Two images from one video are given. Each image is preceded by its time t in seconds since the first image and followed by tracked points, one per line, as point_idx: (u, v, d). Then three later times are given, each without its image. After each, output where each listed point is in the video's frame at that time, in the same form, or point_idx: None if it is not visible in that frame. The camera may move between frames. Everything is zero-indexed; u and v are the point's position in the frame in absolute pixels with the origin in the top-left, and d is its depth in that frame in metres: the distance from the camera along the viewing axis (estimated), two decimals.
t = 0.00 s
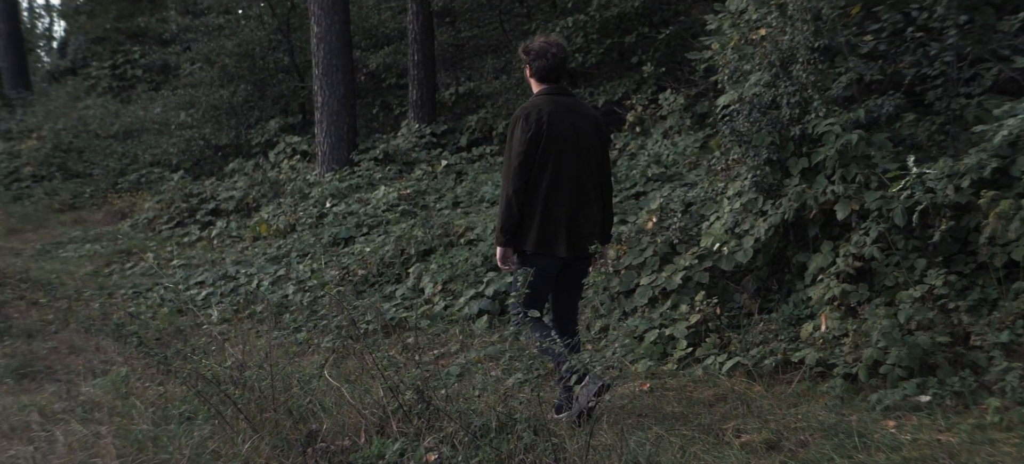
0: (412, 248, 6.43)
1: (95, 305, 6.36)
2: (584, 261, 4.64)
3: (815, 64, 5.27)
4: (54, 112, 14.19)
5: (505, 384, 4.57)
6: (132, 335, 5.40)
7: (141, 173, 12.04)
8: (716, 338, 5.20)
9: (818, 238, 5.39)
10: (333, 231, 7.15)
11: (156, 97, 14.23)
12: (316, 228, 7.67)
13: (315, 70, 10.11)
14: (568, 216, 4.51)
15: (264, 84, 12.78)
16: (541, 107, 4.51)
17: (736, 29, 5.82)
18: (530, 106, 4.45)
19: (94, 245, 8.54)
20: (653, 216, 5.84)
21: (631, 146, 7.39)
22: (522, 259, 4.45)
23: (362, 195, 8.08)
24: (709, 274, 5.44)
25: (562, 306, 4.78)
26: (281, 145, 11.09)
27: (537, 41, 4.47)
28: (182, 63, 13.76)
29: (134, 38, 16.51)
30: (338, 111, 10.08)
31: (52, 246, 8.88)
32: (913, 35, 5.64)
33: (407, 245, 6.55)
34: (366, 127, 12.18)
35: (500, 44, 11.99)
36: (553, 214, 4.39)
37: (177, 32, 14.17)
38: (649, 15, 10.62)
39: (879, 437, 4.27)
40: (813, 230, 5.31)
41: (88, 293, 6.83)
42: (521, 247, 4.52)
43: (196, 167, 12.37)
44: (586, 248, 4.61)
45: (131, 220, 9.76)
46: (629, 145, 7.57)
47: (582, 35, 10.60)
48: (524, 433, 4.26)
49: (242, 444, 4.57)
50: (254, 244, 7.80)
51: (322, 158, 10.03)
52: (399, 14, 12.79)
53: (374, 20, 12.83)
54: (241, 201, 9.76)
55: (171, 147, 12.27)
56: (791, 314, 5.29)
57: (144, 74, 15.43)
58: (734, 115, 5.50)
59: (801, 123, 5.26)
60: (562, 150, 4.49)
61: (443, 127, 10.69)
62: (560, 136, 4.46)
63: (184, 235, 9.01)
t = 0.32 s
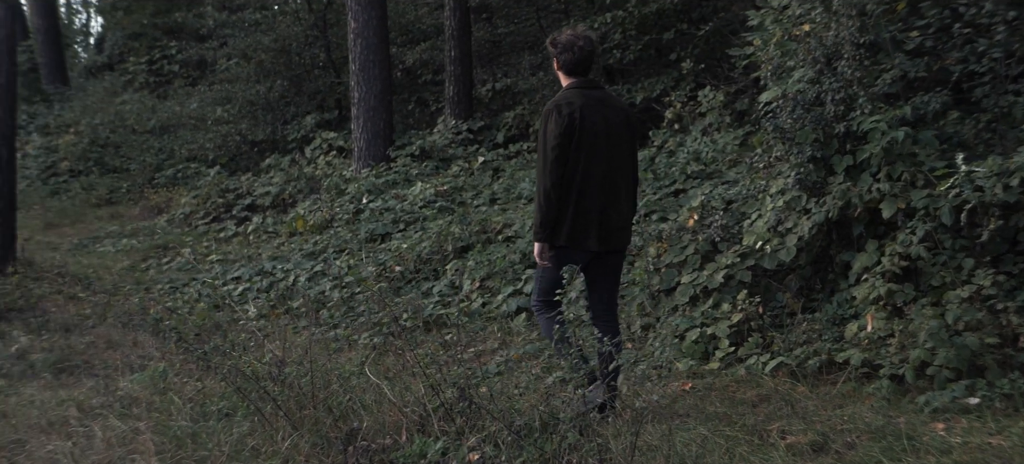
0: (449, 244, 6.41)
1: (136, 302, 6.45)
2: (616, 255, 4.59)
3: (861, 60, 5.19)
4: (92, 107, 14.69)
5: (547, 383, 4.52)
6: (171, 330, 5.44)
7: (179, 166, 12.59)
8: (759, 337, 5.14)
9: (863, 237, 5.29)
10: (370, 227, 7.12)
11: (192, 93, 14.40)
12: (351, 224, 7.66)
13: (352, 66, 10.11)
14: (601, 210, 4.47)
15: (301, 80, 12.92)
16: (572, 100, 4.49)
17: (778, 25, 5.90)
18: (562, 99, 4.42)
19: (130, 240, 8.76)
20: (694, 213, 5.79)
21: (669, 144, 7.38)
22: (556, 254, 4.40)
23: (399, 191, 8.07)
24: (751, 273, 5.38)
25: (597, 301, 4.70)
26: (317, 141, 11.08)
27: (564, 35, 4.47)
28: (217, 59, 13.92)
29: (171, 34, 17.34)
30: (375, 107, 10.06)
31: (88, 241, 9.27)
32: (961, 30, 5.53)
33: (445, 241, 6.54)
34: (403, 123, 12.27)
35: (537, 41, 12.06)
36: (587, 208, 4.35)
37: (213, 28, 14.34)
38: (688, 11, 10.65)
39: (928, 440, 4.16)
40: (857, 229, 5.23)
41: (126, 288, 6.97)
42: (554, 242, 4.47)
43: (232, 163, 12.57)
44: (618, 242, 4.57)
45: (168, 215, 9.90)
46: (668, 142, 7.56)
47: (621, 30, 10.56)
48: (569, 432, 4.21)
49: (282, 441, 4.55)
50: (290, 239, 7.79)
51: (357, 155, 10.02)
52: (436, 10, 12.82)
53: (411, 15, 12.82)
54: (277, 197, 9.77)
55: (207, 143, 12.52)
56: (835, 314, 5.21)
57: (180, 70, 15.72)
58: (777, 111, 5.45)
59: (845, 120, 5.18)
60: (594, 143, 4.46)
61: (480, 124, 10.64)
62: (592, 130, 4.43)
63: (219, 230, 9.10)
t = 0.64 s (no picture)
0: (485, 242, 6.40)
1: (171, 298, 6.47)
2: (646, 254, 4.54)
3: (905, 57, 5.18)
4: (126, 105, 15.35)
5: (589, 384, 4.51)
6: (209, 328, 5.46)
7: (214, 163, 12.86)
8: (801, 338, 5.08)
9: (907, 236, 5.21)
10: (407, 225, 7.09)
11: (226, 90, 14.57)
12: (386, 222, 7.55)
13: (387, 63, 10.10)
14: (631, 209, 4.41)
15: (336, 77, 13.07)
16: (600, 99, 4.41)
17: (821, 21, 5.92)
18: (591, 98, 4.34)
19: (166, 237, 8.96)
20: (734, 212, 5.76)
21: (707, 141, 7.38)
22: (589, 255, 4.33)
23: (434, 189, 8.04)
24: (793, 272, 5.31)
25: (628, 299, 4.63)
26: (352, 137, 11.07)
27: (589, 35, 4.41)
28: (253, 55, 14.10)
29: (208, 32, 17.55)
30: (410, 104, 10.03)
31: (124, 237, 9.63)
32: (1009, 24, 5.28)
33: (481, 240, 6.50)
34: (437, 120, 12.35)
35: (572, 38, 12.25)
36: (618, 207, 4.28)
37: (248, 24, 14.51)
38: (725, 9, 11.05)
39: (977, 444, 4.02)
40: (902, 228, 5.13)
41: (162, 283, 7.06)
42: (585, 243, 4.40)
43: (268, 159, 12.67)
44: (648, 240, 4.52)
45: (204, 211, 10.06)
46: (706, 140, 7.57)
47: (658, 27, 10.88)
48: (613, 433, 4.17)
49: (320, 440, 4.52)
50: (326, 236, 7.81)
51: (393, 152, 9.98)
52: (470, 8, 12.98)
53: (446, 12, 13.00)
54: (312, 194, 9.77)
55: (242, 139, 12.68)
56: (879, 315, 5.12)
57: (217, 67, 16.00)
58: (820, 108, 5.43)
59: (890, 118, 5.12)
60: (623, 142, 4.40)
61: (515, 121, 10.62)
62: (621, 129, 4.36)
63: (255, 227, 9.21)
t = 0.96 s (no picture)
0: (517, 242, 6.36)
1: (200, 297, 6.46)
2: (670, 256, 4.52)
3: (948, 54, 5.12)
4: (157, 104, 15.61)
5: (626, 387, 4.49)
6: (243, 327, 5.47)
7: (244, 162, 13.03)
8: (839, 339, 5.02)
9: (947, 237, 5.14)
10: (438, 224, 7.12)
11: (256, 89, 14.71)
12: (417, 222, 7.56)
13: (419, 61, 10.10)
14: (656, 211, 4.39)
15: (366, 77, 13.13)
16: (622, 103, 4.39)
17: (859, 18, 5.87)
18: (613, 101, 4.32)
19: (197, 236, 9.07)
20: (771, 212, 5.73)
21: (741, 140, 7.36)
22: (616, 259, 4.30)
23: (464, 188, 8.05)
24: (830, 273, 5.27)
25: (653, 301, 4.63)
26: (383, 136, 11.04)
27: (609, 39, 4.37)
28: (283, 55, 14.25)
29: (238, 31, 17.81)
30: (440, 104, 10.02)
31: (155, 236, 9.75)
32: None
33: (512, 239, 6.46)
34: (468, 119, 12.34)
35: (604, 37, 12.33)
36: (643, 210, 4.26)
37: (279, 24, 14.65)
38: (760, 8, 11.26)
39: None
40: (942, 228, 5.06)
41: (193, 282, 7.09)
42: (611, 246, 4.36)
43: (297, 158, 12.74)
44: (671, 242, 4.50)
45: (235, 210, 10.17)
46: (739, 139, 7.56)
47: (692, 25, 11.18)
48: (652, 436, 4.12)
49: (354, 443, 4.48)
50: (356, 235, 7.82)
51: (424, 151, 9.99)
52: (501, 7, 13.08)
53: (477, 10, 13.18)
54: (343, 193, 9.76)
55: (273, 139, 12.73)
56: (919, 317, 5.04)
57: (248, 67, 16.19)
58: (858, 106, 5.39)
59: (929, 116, 5.07)
60: (646, 145, 4.38)
61: (546, 121, 10.59)
62: (644, 131, 4.34)
63: (286, 226, 9.30)
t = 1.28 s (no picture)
0: (546, 242, 6.30)
1: (227, 298, 6.45)
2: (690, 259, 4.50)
3: (987, 51, 4.98)
4: (184, 104, 15.78)
5: (662, 389, 4.48)
6: (273, 328, 5.46)
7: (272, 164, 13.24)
8: (875, 340, 4.98)
9: (986, 237, 5.06)
10: (467, 224, 7.16)
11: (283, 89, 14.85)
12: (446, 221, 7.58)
13: (448, 61, 10.19)
14: (675, 215, 4.38)
15: (393, 76, 13.28)
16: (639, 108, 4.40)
17: (892, 15, 5.74)
18: (630, 106, 4.33)
19: (225, 236, 9.13)
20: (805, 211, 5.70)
21: (772, 139, 7.32)
22: (638, 263, 4.28)
23: (493, 188, 8.05)
24: (867, 273, 5.23)
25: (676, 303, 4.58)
26: (411, 136, 11.05)
27: (625, 44, 4.37)
28: (310, 55, 14.37)
29: (265, 31, 17.98)
30: (469, 103, 10.08)
31: (183, 236, 9.87)
32: None
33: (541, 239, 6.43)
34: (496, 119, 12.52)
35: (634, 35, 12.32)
36: (664, 214, 4.24)
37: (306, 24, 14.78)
38: (791, 7, 11.26)
39: None
40: (981, 228, 4.98)
41: (221, 281, 7.10)
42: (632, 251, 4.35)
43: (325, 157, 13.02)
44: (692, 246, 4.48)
45: (264, 210, 10.25)
46: (771, 138, 7.54)
47: (722, 24, 11.17)
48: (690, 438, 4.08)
49: (385, 446, 4.44)
50: (384, 235, 7.82)
51: (452, 151, 10.04)
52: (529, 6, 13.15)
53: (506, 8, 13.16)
54: (371, 193, 9.77)
55: (300, 139, 13.05)
56: (957, 318, 4.97)
57: (276, 67, 16.35)
58: (895, 104, 5.33)
59: (967, 115, 4.98)
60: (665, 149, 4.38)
61: (575, 120, 10.50)
62: (661, 135, 4.35)
63: (314, 226, 9.37)
